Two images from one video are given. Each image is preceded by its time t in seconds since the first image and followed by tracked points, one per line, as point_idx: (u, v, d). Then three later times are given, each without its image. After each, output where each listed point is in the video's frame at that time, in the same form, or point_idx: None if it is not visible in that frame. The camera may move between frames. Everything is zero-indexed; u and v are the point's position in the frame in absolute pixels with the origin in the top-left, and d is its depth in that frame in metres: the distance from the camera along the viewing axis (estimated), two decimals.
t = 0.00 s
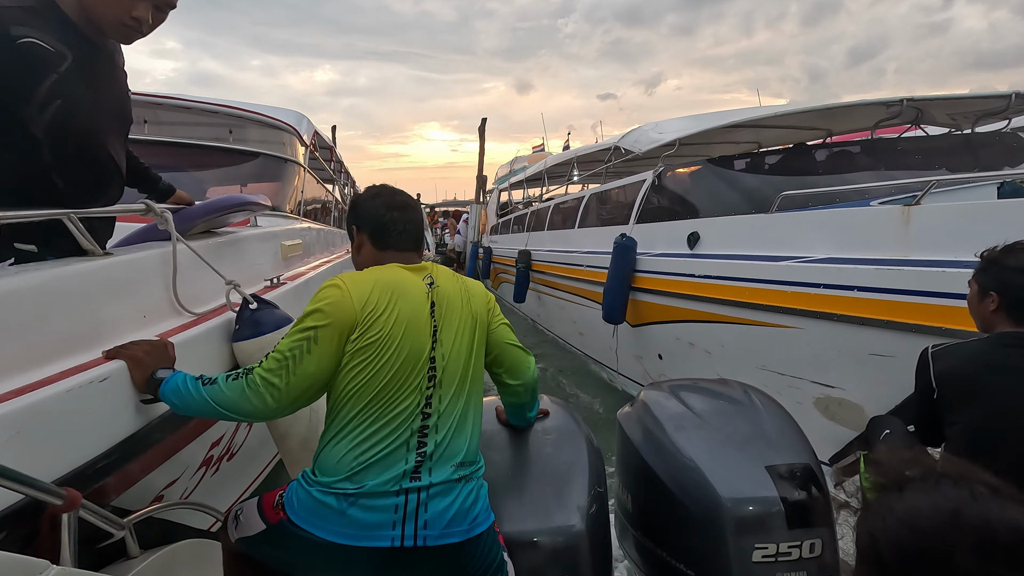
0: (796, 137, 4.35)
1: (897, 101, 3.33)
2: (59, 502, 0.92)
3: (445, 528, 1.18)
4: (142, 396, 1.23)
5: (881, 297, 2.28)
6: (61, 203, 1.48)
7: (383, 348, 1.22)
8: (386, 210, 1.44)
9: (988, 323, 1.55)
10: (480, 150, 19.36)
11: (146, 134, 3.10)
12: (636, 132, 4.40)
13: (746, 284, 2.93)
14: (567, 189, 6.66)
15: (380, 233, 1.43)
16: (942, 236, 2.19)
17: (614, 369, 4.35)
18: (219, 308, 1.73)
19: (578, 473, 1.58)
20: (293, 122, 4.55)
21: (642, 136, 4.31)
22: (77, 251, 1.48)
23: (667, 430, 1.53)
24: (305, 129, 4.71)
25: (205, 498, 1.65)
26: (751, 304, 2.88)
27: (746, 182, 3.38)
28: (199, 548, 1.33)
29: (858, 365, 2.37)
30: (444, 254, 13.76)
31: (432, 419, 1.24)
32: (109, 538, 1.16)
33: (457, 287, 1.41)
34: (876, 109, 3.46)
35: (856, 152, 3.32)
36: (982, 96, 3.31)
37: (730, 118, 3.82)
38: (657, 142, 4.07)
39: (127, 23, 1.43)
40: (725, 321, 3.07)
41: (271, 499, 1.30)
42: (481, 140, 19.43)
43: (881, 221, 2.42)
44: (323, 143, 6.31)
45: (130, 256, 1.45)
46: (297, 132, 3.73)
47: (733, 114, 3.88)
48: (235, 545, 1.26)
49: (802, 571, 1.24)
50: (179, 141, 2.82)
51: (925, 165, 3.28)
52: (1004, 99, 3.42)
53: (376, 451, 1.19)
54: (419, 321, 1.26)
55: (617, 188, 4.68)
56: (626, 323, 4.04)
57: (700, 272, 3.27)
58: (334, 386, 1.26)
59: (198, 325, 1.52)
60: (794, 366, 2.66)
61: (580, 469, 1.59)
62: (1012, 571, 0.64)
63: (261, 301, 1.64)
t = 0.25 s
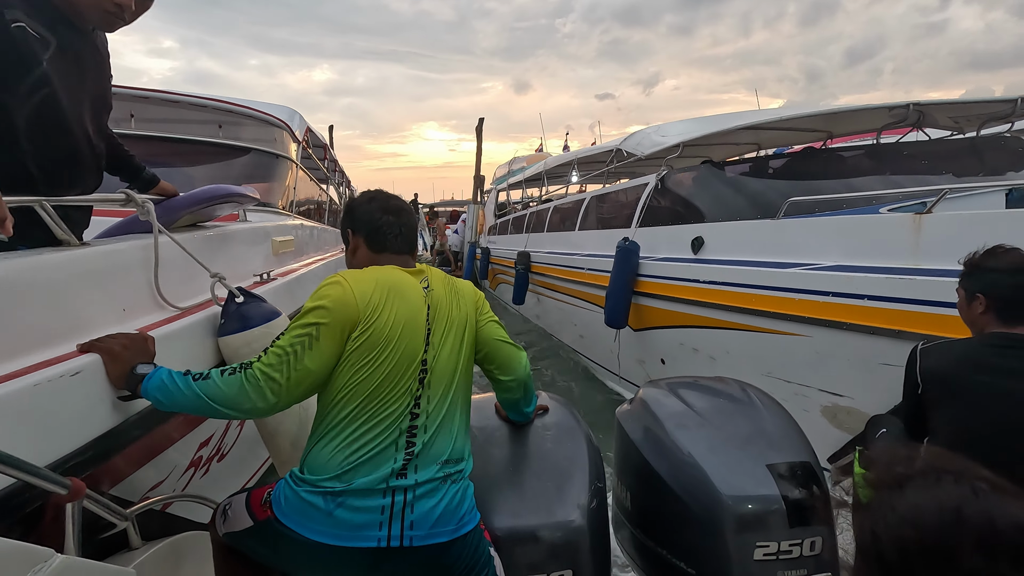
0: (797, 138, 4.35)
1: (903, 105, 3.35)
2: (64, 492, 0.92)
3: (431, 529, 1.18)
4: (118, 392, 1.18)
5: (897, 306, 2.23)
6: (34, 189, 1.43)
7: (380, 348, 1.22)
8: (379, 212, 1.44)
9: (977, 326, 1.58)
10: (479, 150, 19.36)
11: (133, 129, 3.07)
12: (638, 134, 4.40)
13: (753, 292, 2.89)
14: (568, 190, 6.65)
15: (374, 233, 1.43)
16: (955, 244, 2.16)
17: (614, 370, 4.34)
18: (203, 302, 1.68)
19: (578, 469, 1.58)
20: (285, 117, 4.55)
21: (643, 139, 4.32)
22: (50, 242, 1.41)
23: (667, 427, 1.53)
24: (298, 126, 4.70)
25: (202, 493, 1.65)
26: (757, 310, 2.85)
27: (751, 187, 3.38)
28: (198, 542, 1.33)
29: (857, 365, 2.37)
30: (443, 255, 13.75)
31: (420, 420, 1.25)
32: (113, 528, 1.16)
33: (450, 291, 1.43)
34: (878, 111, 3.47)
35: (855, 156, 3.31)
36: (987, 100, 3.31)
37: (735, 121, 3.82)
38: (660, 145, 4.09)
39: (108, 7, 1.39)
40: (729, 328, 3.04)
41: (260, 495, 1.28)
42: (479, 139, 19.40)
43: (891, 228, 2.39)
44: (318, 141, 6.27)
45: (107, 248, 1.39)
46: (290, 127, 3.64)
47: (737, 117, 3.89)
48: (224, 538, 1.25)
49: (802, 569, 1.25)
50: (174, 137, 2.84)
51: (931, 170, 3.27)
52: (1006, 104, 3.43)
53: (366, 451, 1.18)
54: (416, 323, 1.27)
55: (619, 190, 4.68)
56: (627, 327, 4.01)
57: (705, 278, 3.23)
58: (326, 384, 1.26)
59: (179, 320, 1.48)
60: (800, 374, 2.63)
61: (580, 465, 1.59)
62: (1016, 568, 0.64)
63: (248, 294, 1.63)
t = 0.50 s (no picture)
0: (796, 141, 4.36)
1: (910, 111, 3.39)
2: (58, 491, 0.92)
3: (424, 532, 1.17)
4: (91, 397, 1.09)
5: (902, 313, 2.21)
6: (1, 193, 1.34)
7: (372, 341, 1.23)
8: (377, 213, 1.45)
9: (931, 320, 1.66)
10: (475, 151, 19.34)
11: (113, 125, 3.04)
12: (639, 137, 4.41)
13: (758, 297, 2.86)
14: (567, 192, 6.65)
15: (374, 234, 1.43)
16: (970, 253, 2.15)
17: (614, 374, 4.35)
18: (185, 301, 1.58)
19: (573, 466, 1.59)
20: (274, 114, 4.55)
21: (645, 142, 4.34)
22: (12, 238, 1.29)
23: (662, 426, 1.53)
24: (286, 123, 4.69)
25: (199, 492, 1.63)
26: (763, 316, 2.81)
27: (754, 192, 3.39)
28: (196, 537, 1.32)
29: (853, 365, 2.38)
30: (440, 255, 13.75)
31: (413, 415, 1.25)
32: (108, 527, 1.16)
33: (448, 290, 1.44)
34: (878, 116, 3.48)
35: (852, 161, 3.35)
36: (991, 106, 3.32)
37: (739, 125, 3.83)
38: (662, 148, 4.12)
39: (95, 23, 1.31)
40: (732, 333, 3.02)
41: (255, 495, 1.27)
42: (474, 139, 19.39)
43: (898, 234, 2.37)
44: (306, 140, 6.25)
45: (82, 244, 1.28)
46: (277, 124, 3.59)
47: (739, 120, 3.90)
48: (225, 537, 1.25)
49: (796, 566, 1.26)
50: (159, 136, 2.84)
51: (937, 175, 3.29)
52: (1009, 109, 3.44)
53: (356, 445, 1.19)
54: (409, 317, 1.27)
55: (620, 192, 4.68)
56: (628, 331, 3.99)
57: (708, 282, 3.20)
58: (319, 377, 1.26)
59: (159, 320, 1.38)
60: (805, 381, 2.60)
61: (575, 463, 1.60)
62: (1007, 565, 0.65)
63: (231, 295, 1.55)
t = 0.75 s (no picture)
0: (795, 143, 4.37)
1: (915, 112, 3.37)
2: (39, 501, 0.91)
3: (428, 536, 1.17)
4: (57, 415, 1.07)
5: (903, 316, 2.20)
6: None
7: (363, 338, 1.22)
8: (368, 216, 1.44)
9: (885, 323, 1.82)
10: (471, 150, 19.29)
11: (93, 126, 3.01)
12: (640, 136, 4.39)
13: (762, 299, 2.84)
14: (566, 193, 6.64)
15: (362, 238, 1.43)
16: (977, 256, 2.15)
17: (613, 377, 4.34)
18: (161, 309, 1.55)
19: (566, 467, 1.58)
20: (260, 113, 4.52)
21: (645, 142, 4.33)
22: None
23: (656, 425, 1.53)
24: (273, 122, 4.67)
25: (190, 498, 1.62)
26: (766, 319, 2.79)
27: (756, 195, 3.37)
28: (187, 543, 1.31)
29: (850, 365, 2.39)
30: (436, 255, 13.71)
31: (410, 413, 1.23)
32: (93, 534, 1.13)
33: (440, 286, 1.43)
34: (877, 118, 3.49)
35: (853, 163, 3.35)
36: (993, 109, 3.32)
37: (741, 125, 3.83)
38: (662, 148, 4.11)
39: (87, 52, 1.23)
40: (734, 335, 3.01)
41: (251, 503, 1.25)
42: (470, 139, 19.37)
43: (906, 237, 2.36)
44: (293, 139, 6.21)
45: (46, 252, 1.26)
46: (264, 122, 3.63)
47: (739, 121, 3.90)
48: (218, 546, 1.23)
49: (789, 565, 1.25)
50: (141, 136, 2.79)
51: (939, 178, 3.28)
52: (1011, 113, 3.45)
53: (353, 446, 1.17)
54: (398, 312, 1.27)
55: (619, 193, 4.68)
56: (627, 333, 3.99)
57: (710, 284, 3.19)
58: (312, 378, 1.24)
59: (134, 329, 1.36)
60: (807, 385, 2.59)
61: (568, 464, 1.59)
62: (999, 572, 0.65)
63: (212, 299, 1.46)
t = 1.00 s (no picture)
0: (793, 143, 4.38)
1: (916, 113, 3.37)
2: (10, 519, 0.91)
3: (463, 525, 1.17)
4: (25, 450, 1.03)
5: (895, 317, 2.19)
6: None
7: (356, 334, 1.21)
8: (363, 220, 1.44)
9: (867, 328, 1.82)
10: (467, 150, 19.26)
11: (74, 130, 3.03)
12: (639, 136, 4.38)
13: (762, 300, 2.78)
14: (563, 192, 6.63)
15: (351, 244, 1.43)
16: (983, 256, 2.09)
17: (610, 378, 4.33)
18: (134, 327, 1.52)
19: (555, 473, 1.58)
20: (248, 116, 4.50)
21: (643, 141, 4.33)
22: None
23: (647, 429, 1.52)
24: (261, 123, 4.65)
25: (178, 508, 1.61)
26: (765, 320, 2.74)
27: (758, 195, 3.40)
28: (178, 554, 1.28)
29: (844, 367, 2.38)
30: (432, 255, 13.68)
31: (427, 405, 1.22)
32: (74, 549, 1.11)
33: (434, 279, 1.41)
34: (875, 118, 3.49)
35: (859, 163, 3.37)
36: (993, 109, 3.32)
37: (739, 125, 3.82)
38: (660, 147, 4.10)
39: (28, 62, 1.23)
40: (733, 337, 2.97)
41: (267, 507, 1.24)
42: (465, 139, 19.34)
43: (911, 237, 2.32)
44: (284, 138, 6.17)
45: (12, 272, 1.22)
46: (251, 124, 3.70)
47: (738, 120, 3.89)
48: (238, 558, 1.24)
49: (780, 569, 1.25)
50: (140, 139, 2.72)
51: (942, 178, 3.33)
52: (1010, 114, 3.45)
53: (367, 442, 1.16)
54: (391, 306, 1.26)
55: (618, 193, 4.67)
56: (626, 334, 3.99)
57: (709, 285, 3.15)
58: (315, 380, 1.23)
59: (106, 351, 1.32)
60: (805, 387, 2.55)
61: (557, 469, 1.59)
62: None
63: (190, 318, 1.42)
